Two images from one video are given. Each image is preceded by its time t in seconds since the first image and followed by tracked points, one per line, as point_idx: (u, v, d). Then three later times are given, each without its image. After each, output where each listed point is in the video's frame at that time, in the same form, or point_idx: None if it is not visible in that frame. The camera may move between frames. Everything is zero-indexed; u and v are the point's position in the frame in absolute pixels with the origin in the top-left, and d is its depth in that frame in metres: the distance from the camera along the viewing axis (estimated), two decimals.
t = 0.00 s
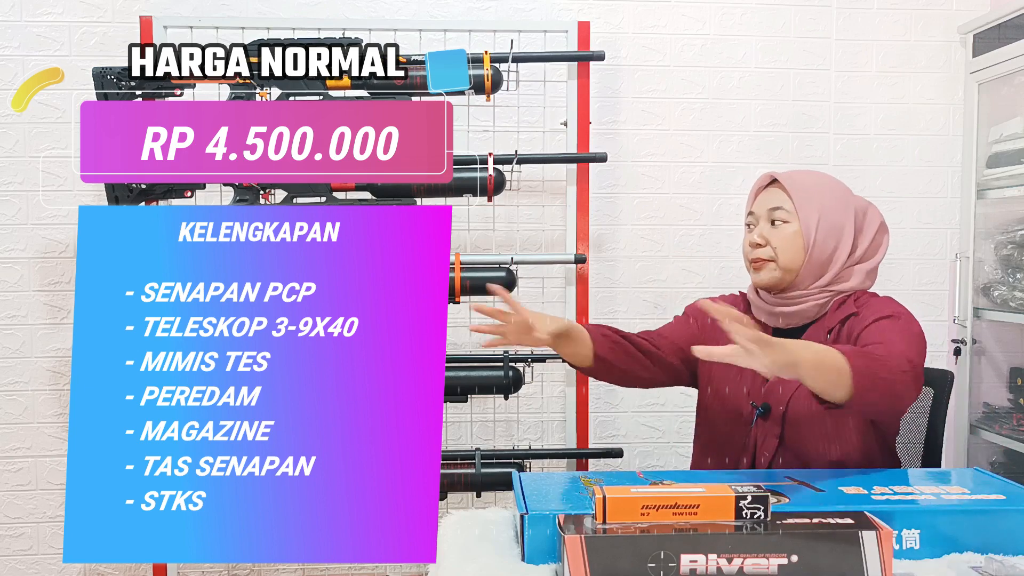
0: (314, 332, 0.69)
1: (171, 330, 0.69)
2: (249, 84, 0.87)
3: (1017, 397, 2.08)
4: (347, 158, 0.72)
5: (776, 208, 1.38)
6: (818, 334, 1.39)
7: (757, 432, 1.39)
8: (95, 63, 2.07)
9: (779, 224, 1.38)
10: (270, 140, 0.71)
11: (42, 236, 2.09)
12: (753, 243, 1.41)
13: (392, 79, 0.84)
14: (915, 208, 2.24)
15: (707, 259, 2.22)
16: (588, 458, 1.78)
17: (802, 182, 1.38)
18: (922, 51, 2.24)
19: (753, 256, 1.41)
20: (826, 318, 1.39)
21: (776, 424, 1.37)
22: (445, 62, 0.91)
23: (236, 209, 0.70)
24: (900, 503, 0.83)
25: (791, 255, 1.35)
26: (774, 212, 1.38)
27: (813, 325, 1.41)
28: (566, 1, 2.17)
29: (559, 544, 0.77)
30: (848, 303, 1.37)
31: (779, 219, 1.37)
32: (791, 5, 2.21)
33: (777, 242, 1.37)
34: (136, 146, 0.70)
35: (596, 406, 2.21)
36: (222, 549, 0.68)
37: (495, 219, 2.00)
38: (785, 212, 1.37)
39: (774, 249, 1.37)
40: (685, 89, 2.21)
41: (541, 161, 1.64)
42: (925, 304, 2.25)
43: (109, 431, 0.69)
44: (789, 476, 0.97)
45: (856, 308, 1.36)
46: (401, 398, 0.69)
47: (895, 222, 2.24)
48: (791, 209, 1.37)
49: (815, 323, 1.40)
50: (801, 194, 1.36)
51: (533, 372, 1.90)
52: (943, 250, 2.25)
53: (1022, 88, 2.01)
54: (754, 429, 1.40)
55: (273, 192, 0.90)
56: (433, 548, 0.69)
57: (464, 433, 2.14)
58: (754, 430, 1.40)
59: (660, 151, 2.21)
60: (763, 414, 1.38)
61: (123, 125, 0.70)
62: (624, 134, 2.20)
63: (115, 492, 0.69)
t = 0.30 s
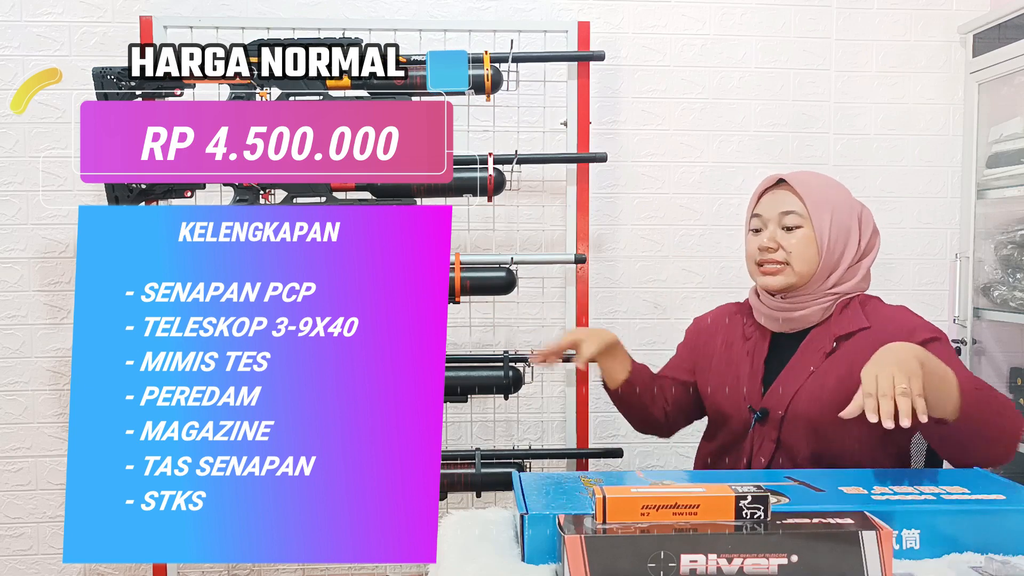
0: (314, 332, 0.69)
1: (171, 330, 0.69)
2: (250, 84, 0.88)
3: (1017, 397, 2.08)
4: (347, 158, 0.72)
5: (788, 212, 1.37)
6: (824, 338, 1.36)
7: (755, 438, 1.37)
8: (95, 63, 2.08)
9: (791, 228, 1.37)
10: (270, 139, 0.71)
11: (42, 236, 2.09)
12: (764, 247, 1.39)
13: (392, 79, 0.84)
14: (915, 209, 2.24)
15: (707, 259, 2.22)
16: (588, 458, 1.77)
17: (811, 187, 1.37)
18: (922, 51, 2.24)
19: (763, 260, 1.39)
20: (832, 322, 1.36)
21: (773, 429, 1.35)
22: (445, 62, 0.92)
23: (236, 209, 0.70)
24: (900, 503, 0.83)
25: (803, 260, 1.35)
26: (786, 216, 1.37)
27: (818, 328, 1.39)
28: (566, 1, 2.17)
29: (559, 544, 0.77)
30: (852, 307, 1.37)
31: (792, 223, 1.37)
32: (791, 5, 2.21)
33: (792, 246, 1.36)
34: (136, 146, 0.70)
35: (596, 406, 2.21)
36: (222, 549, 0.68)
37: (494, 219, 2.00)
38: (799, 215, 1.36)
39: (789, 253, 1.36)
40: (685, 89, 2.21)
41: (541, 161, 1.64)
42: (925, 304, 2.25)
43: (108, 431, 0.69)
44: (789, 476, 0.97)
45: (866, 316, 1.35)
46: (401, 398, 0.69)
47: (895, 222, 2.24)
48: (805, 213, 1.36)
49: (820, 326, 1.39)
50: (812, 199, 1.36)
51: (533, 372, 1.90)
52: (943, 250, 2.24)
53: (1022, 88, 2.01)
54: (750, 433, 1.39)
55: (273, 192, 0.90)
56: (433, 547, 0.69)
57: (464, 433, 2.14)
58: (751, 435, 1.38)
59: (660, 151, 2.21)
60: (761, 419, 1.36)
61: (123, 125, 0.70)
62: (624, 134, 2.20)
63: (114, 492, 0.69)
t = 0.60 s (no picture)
0: (314, 332, 0.69)
1: (171, 329, 0.69)
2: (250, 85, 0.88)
3: (1017, 397, 2.09)
4: (347, 158, 0.72)
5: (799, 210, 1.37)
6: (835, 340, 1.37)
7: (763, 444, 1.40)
8: (95, 63, 2.07)
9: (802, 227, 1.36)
10: (270, 139, 0.71)
11: (42, 236, 2.09)
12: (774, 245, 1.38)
13: (392, 79, 0.84)
14: (915, 209, 2.19)
15: (708, 260, 2.21)
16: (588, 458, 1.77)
17: (823, 183, 1.37)
18: (922, 51, 2.23)
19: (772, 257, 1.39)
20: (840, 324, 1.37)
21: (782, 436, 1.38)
22: (445, 62, 0.93)
23: (236, 209, 0.70)
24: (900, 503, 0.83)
25: (813, 259, 1.35)
26: (797, 213, 1.37)
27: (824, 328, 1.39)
28: (566, 1, 2.18)
29: (559, 544, 0.77)
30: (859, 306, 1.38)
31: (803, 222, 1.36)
32: (791, 5, 2.21)
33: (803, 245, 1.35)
34: (136, 146, 0.70)
35: (596, 406, 2.21)
36: (221, 549, 0.68)
37: (494, 219, 2.00)
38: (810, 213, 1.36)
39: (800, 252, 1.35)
40: (685, 89, 2.21)
41: (541, 161, 1.63)
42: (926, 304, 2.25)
43: (109, 431, 0.69)
44: (789, 476, 0.97)
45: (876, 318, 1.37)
46: (401, 398, 0.69)
47: (896, 222, 2.18)
48: (816, 211, 1.36)
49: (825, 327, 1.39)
50: (824, 196, 1.36)
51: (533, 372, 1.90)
52: (943, 250, 2.20)
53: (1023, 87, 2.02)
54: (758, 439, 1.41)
55: (273, 192, 0.90)
56: (433, 548, 0.69)
57: (464, 433, 2.14)
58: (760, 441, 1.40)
59: (660, 151, 2.21)
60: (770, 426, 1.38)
61: (123, 125, 0.70)
62: (624, 134, 2.20)
63: (115, 492, 0.69)
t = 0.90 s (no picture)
0: (314, 332, 0.69)
1: (171, 329, 0.69)
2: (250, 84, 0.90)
3: (1017, 397, 2.07)
4: (347, 158, 0.72)
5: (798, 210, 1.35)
6: (838, 345, 1.35)
7: (770, 452, 1.38)
8: (95, 63, 2.07)
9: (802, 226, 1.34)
10: (270, 139, 0.71)
11: (42, 236, 2.09)
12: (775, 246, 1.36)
13: (392, 79, 0.84)
14: (914, 208, 2.24)
15: (709, 260, 2.22)
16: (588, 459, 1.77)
17: (821, 183, 1.36)
18: (922, 50, 2.24)
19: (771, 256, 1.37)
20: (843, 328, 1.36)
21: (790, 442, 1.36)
22: (445, 62, 0.93)
23: (236, 209, 0.70)
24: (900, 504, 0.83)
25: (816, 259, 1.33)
26: (796, 212, 1.35)
27: (826, 333, 1.38)
28: (566, 1, 2.17)
29: (559, 544, 0.77)
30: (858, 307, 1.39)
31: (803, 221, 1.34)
32: (791, 5, 2.21)
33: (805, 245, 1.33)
34: (136, 146, 0.70)
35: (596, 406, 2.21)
36: (221, 549, 0.68)
37: (494, 219, 2.00)
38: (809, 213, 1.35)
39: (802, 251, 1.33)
40: (685, 89, 2.21)
41: (541, 161, 1.63)
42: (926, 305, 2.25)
43: (109, 431, 0.69)
44: (789, 476, 0.97)
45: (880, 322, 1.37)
46: (401, 398, 0.69)
47: (895, 221, 2.24)
48: (814, 211, 1.34)
49: (827, 331, 1.38)
50: (823, 195, 1.35)
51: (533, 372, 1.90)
52: (942, 250, 2.24)
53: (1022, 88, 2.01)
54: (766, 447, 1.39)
55: (273, 192, 0.90)
56: (433, 548, 0.69)
57: (464, 433, 2.14)
58: (767, 448, 1.39)
59: (660, 151, 2.21)
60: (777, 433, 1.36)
61: (123, 125, 0.70)
62: (624, 134, 2.20)
63: (115, 492, 0.69)
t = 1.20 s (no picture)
0: (314, 332, 0.69)
1: (171, 329, 0.69)
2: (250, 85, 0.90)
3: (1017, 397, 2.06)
4: (347, 158, 0.72)
5: (796, 215, 1.33)
6: (840, 352, 1.35)
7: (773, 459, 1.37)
8: (95, 63, 2.07)
9: (801, 233, 1.33)
10: (270, 139, 0.71)
11: (42, 236, 2.09)
12: (774, 254, 1.34)
13: (392, 79, 0.84)
14: (915, 209, 2.24)
15: (709, 260, 2.22)
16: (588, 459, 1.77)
17: (820, 186, 1.35)
18: (922, 51, 2.24)
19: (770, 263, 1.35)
20: (844, 333, 1.36)
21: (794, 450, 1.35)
22: (445, 62, 0.92)
23: (236, 209, 0.70)
24: (900, 503, 0.83)
25: (814, 266, 1.32)
26: (795, 218, 1.33)
27: (828, 338, 1.37)
28: (566, 1, 2.17)
29: (559, 544, 0.77)
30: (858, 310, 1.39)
31: (801, 228, 1.33)
32: (791, 5, 2.21)
33: (802, 251, 1.32)
34: (136, 146, 0.70)
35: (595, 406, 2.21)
36: (221, 549, 0.68)
37: (494, 219, 2.00)
38: (807, 218, 1.33)
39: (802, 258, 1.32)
40: (685, 89, 2.21)
41: (541, 161, 1.63)
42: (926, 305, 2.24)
43: (109, 431, 0.69)
44: (789, 476, 0.97)
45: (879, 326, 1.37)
46: (401, 398, 0.69)
47: (895, 222, 2.23)
48: (813, 217, 1.33)
49: (829, 337, 1.38)
50: (822, 197, 1.33)
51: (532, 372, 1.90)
52: (943, 250, 2.24)
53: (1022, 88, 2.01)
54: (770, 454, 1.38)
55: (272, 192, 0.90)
56: (433, 548, 0.69)
57: (464, 433, 2.14)
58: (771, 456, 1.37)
59: (660, 151, 2.21)
60: (781, 441, 1.35)
61: (123, 125, 0.70)
62: (624, 134, 2.20)
63: (115, 492, 0.69)
